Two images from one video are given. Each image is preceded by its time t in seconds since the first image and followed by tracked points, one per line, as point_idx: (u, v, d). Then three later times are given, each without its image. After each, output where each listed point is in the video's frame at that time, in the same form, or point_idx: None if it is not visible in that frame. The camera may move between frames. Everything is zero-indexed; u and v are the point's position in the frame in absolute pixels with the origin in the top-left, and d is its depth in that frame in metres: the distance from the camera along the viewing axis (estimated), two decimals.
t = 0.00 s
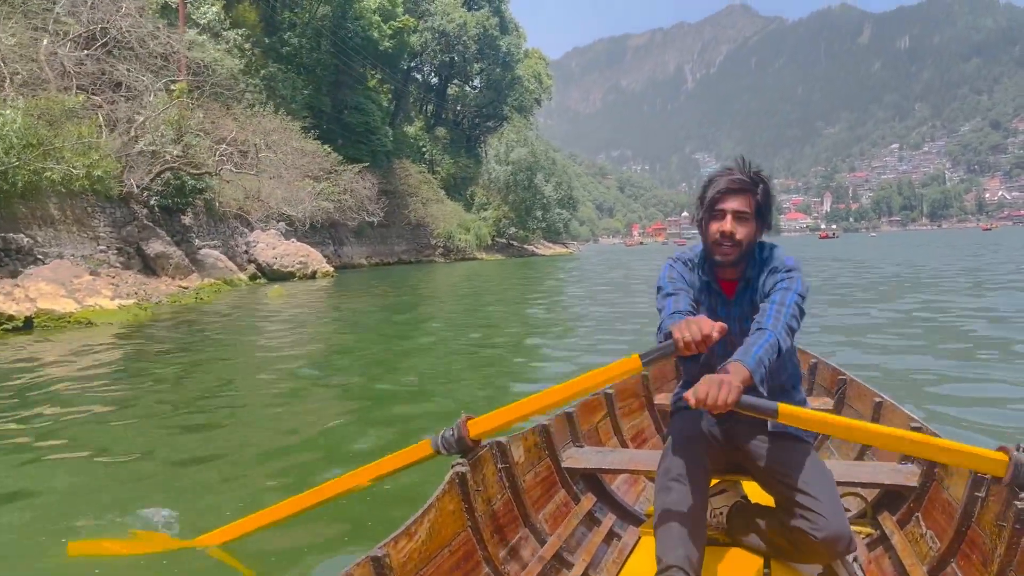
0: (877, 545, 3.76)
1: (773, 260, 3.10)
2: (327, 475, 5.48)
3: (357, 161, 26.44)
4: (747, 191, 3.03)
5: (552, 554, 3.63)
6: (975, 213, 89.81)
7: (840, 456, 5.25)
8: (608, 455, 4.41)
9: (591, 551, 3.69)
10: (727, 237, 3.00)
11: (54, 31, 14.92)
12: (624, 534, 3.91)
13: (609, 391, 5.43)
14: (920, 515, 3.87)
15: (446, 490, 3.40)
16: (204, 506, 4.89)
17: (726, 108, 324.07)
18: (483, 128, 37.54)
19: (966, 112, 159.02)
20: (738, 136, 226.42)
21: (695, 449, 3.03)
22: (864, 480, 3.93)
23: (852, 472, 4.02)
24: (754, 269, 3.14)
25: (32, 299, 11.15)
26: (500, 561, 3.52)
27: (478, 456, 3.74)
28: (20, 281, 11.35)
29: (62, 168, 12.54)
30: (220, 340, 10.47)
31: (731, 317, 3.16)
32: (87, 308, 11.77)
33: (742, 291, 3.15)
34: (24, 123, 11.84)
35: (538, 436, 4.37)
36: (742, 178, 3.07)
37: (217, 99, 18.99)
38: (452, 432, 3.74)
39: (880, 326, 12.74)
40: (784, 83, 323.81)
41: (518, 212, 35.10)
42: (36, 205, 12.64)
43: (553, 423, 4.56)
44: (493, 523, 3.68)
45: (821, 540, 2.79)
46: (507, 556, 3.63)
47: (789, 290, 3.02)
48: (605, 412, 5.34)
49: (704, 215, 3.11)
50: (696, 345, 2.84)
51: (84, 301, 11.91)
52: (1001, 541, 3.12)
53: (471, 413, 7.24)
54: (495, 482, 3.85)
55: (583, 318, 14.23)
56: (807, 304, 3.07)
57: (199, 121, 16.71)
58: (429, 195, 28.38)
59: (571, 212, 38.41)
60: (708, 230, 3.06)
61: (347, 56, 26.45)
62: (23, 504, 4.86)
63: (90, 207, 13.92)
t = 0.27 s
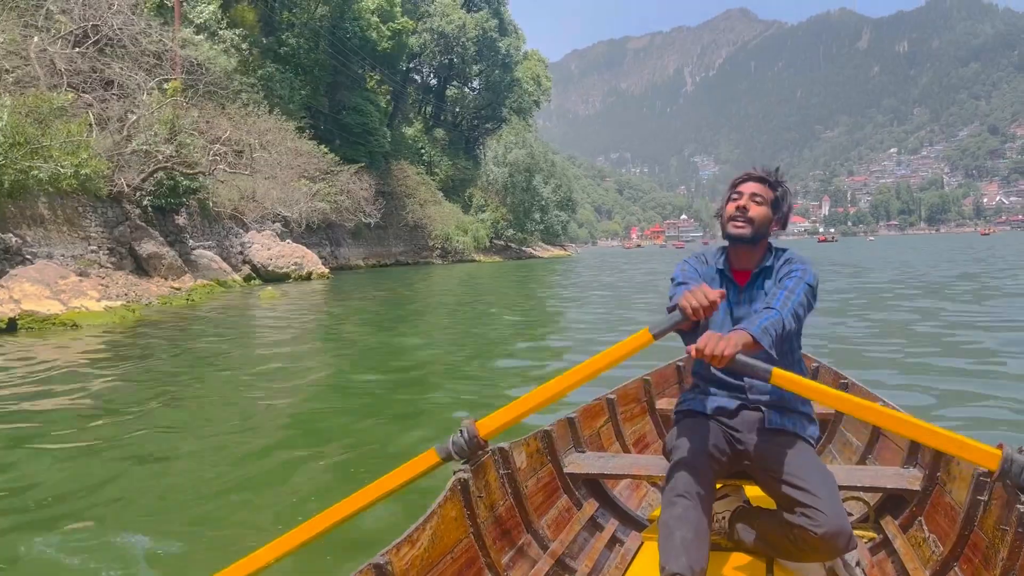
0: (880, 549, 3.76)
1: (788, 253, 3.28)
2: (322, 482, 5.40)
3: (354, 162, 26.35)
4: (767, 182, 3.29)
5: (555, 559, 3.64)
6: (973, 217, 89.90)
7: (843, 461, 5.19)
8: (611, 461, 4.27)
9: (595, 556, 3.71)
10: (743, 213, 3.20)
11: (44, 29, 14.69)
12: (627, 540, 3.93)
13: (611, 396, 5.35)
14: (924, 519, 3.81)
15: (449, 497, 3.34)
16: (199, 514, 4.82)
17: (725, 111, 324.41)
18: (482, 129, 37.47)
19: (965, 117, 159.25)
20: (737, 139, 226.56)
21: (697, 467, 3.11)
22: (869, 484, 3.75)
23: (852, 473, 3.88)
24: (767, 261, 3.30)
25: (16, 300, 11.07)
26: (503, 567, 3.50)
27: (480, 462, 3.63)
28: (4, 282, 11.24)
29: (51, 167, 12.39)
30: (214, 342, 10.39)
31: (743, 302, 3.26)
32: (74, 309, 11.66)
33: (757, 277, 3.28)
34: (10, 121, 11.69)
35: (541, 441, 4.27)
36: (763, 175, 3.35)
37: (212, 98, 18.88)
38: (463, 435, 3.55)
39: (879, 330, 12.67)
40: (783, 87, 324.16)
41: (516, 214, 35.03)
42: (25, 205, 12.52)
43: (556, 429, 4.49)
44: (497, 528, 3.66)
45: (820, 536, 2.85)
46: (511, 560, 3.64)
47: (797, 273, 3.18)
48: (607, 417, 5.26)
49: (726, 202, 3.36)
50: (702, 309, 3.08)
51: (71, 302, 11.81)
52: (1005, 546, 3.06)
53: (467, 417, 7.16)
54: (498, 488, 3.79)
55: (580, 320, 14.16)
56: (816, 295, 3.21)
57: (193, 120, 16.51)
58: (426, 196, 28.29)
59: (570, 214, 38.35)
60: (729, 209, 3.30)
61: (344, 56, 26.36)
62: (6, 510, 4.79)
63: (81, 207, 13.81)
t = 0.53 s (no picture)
0: (885, 555, 3.69)
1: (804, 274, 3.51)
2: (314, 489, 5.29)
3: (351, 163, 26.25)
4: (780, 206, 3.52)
5: (560, 565, 3.64)
6: (970, 222, 89.94)
7: (847, 467, 5.09)
8: (615, 465, 4.21)
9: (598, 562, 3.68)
10: (759, 238, 3.45)
11: (34, 25, 14.51)
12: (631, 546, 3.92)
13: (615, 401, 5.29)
14: (929, 525, 3.75)
15: (455, 502, 3.36)
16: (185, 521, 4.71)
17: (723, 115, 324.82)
18: (480, 132, 37.39)
19: (962, 121, 159.47)
20: (735, 142, 226.69)
21: (706, 479, 3.08)
22: (875, 491, 3.63)
23: (859, 479, 3.78)
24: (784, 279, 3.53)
25: None
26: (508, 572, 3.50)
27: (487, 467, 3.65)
28: None
29: (38, 167, 12.26)
30: (207, 345, 10.29)
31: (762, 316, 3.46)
32: (57, 312, 11.59)
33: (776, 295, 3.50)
34: None
35: (545, 446, 4.23)
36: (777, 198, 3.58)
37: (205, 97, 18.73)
38: (476, 437, 3.54)
39: (879, 334, 12.56)
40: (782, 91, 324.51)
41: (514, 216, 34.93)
42: (13, 205, 12.43)
43: (559, 433, 4.42)
44: (501, 533, 3.67)
45: (822, 528, 2.94)
46: (516, 566, 3.64)
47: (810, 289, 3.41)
48: (611, 421, 5.22)
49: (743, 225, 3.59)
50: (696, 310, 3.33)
51: (54, 305, 11.73)
52: (1010, 552, 3.00)
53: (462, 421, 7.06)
54: (502, 493, 3.80)
55: (577, 324, 14.06)
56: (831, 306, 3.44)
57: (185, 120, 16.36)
58: (423, 198, 28.19)
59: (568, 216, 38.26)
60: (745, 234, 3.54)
61: (341, 57, 26.29)
62: None
63: (71, 207, 13.70)
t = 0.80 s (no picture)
0: (878, 556, 3.60)
1: (788, 269, 3.37)
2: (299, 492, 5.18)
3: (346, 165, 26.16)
4: (751, 206, 3.34)
5: (555, 563, 3.59)
6: (967, 226, 90.12)
7: (842, 469, 5.03)
8: (612, 463, 4.16)
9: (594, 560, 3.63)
10: (736, 249, 3.29)
11: (21, 22, 14.31)
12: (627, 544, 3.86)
13: (613, 400, 5.25)
14: (924, 527, 3.66)
15: (451, 497, 3.30)
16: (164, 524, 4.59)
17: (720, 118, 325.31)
18: (477, 134, 37.34)
19: (959, 125, 159.82)
20: (732, 146, 226.90)
21: (699, 473, 3.05)
22: (869, 492, 3.57)
23: (853, 481, 3.72)
24: (770, 275, 3.39)
25: None
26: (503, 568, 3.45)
27: (483, 463, 3.61)
28: None
29: (22, 166, 12.09)
30: (196, 347, 10.17)
31: (754, 319, 3.35)
32: (36, 313, 11.54)
33: (762, 294, 3.37)
34: None
35: (542, 443, 4.25)
36: (748, 195, 3.38)
37: (196, 97, 18.63)
38: (481, 431, 3.49)
39: (875, 337, 12.50)
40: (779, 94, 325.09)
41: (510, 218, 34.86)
42: None
43: (557, 431, 4.42)
44: (496, 530, 3.62)
45: (816, 532, 2.84)
46: (511, 563, 3.59)
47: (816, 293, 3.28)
48: (608, 420, 5.19)
49: (715, 230, 3.41)
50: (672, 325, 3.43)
51: (34, 306, 11.68)
52: (1004, 554, 2.90)
53: (451, 425, 6.95)
54: (499, 490, 3.78)
55: (572, 327, 13.95)
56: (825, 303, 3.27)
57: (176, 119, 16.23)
58: (418, 200, 28.11)
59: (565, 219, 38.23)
60: (720, 242, 3.37)
61: (336, 58, 26.23)
62: None
63: (58, 208, 13.56)
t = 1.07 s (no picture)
0: (872, 561, 3.58)
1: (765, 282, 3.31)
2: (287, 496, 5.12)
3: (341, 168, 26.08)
4: (720, 227, 3.20)
5: (548, 564, 3.64)
6: (961, 231, 90.32)
7: (837, 473, 4.96)
8: (605, 465, 4.26)
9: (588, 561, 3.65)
10: (708, 277, 3.22)
11: (7, 21, 14.14)
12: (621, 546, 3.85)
13: (608, 402, 5.18)
14: (917, 532, 3.63)
15: (444, 497, 3.36)
16: (146, 530, 4.53)
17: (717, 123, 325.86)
18: (472, 137, 37.27)
19: (954, 130, 160.24)
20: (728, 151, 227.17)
21: (692, 476, 3.18)
22: (862, 497, 3.59)
23: (847, 486, 3.71)
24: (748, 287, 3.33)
25: None
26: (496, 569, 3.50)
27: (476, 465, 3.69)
28: None
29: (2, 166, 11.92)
30: (186, 351, 10.09)
31: (736, 334, 3.33)
32: (14, 317, 11.36)
33: (740, 309, 3.31)
34: None
35: (536, 445, 4.29)
36: (715, 214, 3.23)
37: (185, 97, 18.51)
38: (476, 433, 3.64)
39: (871, 342, 12.47)
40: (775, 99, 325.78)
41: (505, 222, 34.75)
42: None
43: (552, 433, 4.45)
44: (489, 531, 3.69)
45: (815, 539, 2.91)
46: (504, 563, 3.65)
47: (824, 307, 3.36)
48: (603, 422, 5.11)
49: (685, 251, 3.30)
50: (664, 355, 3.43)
51: (12, 311, 11.52)
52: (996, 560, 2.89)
53: (441, 428, 6.89)
54: (492, 490, 3.86)
55: (566, 330, 13.87)
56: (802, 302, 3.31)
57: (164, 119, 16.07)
58: (413, 203, 28.00)
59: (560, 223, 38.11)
60: (691, 267, 3.27)
61: (331, 60, 26.14)
62: None
63: (43, 209, 13.42)
